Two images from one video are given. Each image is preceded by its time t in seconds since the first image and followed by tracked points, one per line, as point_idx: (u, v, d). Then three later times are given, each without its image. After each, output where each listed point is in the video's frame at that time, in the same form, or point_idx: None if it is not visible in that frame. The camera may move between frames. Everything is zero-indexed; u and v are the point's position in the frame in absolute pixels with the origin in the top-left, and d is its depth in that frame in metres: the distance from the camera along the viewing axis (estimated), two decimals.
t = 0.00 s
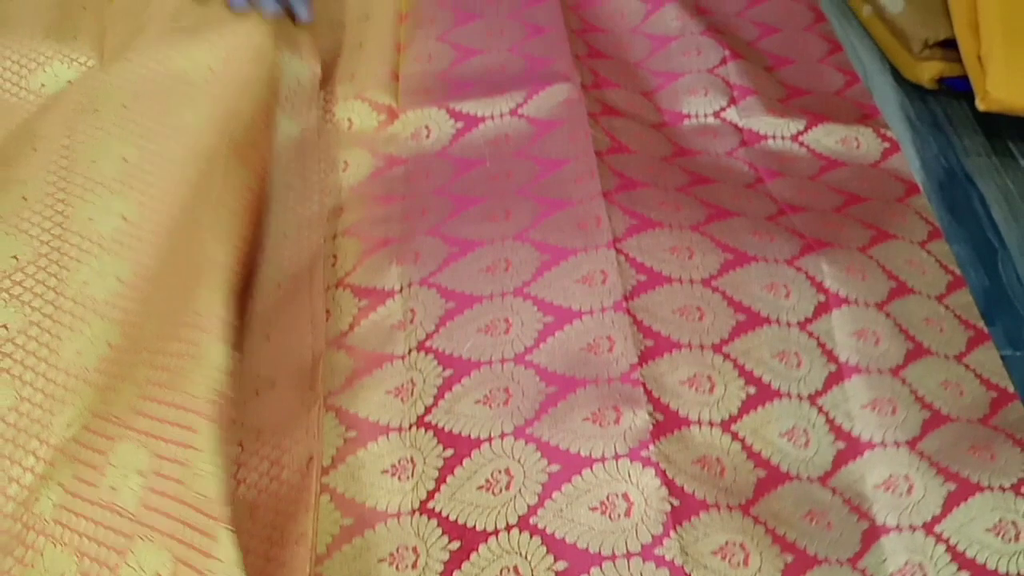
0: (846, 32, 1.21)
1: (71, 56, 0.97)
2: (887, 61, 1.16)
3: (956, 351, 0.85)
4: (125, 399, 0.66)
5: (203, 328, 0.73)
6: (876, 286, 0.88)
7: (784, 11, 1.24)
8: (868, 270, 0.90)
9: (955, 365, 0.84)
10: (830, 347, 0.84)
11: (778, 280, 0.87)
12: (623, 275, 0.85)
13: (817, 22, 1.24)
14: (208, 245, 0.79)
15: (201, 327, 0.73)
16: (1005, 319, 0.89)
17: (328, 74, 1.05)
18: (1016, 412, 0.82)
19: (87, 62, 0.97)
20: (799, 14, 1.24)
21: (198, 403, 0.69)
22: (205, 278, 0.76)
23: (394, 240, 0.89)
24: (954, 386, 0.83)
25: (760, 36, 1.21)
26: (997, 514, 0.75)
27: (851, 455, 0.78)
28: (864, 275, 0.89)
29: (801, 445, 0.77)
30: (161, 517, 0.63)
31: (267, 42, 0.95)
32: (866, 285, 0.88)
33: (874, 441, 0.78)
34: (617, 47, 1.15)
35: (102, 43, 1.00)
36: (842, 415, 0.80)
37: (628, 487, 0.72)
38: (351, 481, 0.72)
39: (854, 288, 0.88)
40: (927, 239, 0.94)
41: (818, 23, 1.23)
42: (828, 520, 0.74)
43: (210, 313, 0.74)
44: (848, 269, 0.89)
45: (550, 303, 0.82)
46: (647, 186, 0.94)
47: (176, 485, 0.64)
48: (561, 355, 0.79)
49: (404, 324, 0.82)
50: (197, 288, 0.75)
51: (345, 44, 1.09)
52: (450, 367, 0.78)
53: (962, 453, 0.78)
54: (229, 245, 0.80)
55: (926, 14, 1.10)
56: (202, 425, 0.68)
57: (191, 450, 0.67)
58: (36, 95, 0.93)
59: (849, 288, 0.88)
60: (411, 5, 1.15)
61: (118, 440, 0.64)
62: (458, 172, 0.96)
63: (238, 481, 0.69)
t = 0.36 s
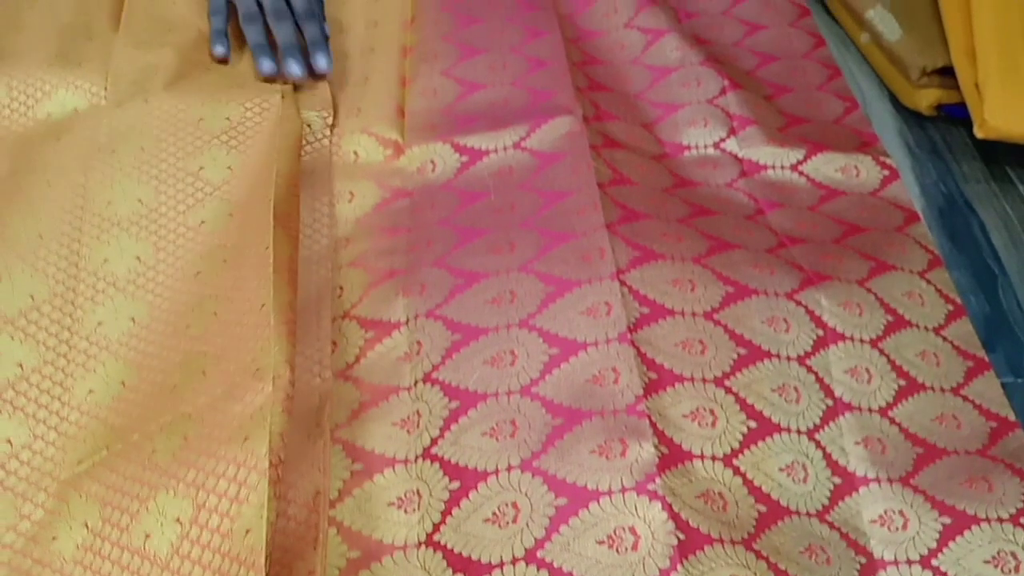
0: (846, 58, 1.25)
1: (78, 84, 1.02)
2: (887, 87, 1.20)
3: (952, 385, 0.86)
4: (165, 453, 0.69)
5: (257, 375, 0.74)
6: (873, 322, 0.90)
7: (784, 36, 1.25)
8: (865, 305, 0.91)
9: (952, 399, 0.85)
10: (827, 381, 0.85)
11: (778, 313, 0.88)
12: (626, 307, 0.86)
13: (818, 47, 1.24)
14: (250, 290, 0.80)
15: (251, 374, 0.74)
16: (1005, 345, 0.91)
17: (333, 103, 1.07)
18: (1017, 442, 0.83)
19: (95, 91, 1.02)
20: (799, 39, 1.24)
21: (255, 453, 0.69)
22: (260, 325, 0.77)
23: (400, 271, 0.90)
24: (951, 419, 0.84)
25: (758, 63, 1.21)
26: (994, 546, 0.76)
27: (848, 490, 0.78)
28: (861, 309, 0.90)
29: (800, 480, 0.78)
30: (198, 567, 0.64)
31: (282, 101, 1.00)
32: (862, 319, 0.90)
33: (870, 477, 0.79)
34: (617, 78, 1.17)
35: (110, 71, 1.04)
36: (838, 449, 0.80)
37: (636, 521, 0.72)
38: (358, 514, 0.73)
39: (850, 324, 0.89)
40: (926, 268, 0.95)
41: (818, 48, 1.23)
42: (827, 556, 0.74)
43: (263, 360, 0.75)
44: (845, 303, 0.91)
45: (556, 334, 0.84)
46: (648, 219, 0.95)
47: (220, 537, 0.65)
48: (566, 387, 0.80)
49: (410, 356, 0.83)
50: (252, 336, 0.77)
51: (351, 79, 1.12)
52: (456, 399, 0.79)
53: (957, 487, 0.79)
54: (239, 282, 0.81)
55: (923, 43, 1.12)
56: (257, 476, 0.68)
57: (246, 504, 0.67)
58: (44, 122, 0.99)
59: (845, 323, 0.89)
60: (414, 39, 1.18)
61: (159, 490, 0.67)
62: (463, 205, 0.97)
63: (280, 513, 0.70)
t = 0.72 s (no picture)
0: (848, 73, 1.28)
1: (87, 101, 1.03)
2: (889, 102, 1.23)
3: (955, 400, 0.87)
4: (175, 462, 0.70)
5: (269, 386, 0.75)
6: (875, 338, 0.90)
7: (788, 48, 1.25)
8: (868, 321, 0.91)
9: (955, 414, 0.86)
10: (831, 398, 0.85)
11: (782, 330, 0.89)
12: (632, 324, 0.86)
13: (820, 58, 1.24)
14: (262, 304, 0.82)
15: (262, 386, 0.75)
16: (1009, 359, 0.91)
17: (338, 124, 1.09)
18: (1021, 456, 0.83)
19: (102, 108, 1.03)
20: (802, 52, 1.24)
21: (269, 469, 0.70)
22: (269, 336, 0.79)
23: (406, 287, 0.91)
24: (954, 434, 0.84)
25: (761, 79, 1.21)
26: (999, 560, 0.76)
27: (851, 506, 0.79)
28: (864, 326, 0.91)
29: (804, 496, 0.78)
30: None
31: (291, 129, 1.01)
32: (864, 336, 0.90)
33: (873, 492, 0.79)
34: (618, 100, 1.18)
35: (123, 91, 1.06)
36: (841, 465, 0.81)
37: (643, 537, 0.72)
38: (366, 530, 0.73)
39: (853, 340, 0.90)
40: (929, 283, 0.96)
41: (820, 60, 1.23)
42: (833, 571, 0.74)
43: (273, 371, 0.76)
44: (848, 320, 0.91)
45: (562, 350, 0.84)
46: (650, 242, 0.96)
47: (236, 546, 0.66)
48: (573, 404, 0.80)
49: (417, 372, 0.84)
50: (262, 348, 0.78)
51: (355, 97, 1.14)
52: (464, 416, 0.80)
53: (960, 502, 0.79)
54: (249, 298, 0.82)
55: (925, 59, 1.15)
56: (273, 486, 0.69)
57: (263, 513, 0.68)
58: (52, 140, 0.99)
59: (848, 340, 0.90)
60: (419, 55, 1.20)
61: (173, 501, 0.68)
62: (469, 221, 0.98)
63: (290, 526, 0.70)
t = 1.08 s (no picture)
0: (850, 88, 1.29)
1: (91, 117, 1.08)
2: (891, 115, 1.23)
3: (955, 415, 0.87)
4: (181, 483, 0.70)
5: (272, 408, 0.75)
6: (875, 354, 0.91)
7: (789, 61, 1.26)
8: (868, 337, 0.92)
9: (956, 428, 0.86)
10: (831, 415, 0.86)
11: (783, 346, 0.89)
12: (635, 338, 0.87)
13: (822, 70, 1.25)
14: (266, 318, 0.81)
15: (265, 407, 0.75)
16: (1010, 373, 0.92)
17: (344, 134, 1.10)
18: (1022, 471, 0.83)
19: (107, 123, 1.07)
20: (804, 64, 1.25)
21: (271, 485, 0.70)
22: (272, 356, 0.78)
23: (410, 301, 0.92)
24: (954, 449, 0.84)
25: (762, 92, 1.22)
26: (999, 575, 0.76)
27: (851, 522, 0.79)
28: (864, 342, 0.91)
29: (804, 512, 0.79)
30: None
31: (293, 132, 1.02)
32: (865, 352, 0.91)
33: (873, 508, 0.80)
34: (620, 116, 1.19)
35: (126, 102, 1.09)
36: (841, 482, 0.81)
37: (647, 552, 0.72)
38: (370, 543, 0.73)
39: (853, 356, 0.90)
40: (930, 298, 0.97)
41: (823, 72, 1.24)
42: None
43: (276, 392, 0.76)
44: (849, 336, 0.91)
45: (566, 364, 0.85)
46: (652, 257, 0.96)
47: (237, 569, 0.65)
48: (577, 418, 0.81)
49: (420, 386, 0.84)
50: (266, 368, 0.78)
51: (361, 110, 1.15)
52: (468, 429, 0.80)
53: (961, 518, 0.79)
54: (253, 311, 0.82)
55: (926, 73, 1.16)
56: (273, 508, 0.68)
57: (263, 536, 0.67)
58: (60, 154, 1.05)
59: (849, 356, 0.90)
60: (423, 70, 1.20)
61: (175, 522, 0.68)
62: (472, 236, 0.99)
63: (291, 545, 0.70)
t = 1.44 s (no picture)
0: (852, 104, 1.30)
1: (99, 135, 1.08)
2: (891, 134, 1.24)
3: (956, 433, 0.88)
4: (190, 502, 0.71)
5: (280, 430, 0.75)
6: (875, 373, 0.91)
7: (790, 72, 1.27)
8: (868, 356, 0.93)
9: (957, 447, 0.87)
10: (833, 433, 0.86)
11: (784, 365, 0.90)
12: (638, 357, 0.87)
13: (824, 79, 1.25)
14: (274, 340, 0.82)
15: (274, 428, 0.75)
16: (1010, 392, 0.93)
17: (349, 152, 1.11)
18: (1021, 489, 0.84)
19: (114, 142, 1.08)
20: (806, 74, 1.26)
21: (281, 507, 0.70)
22: (280, 377, 0.79)
23: (414, 319, 0.93)
24: (955, 468, 0.85)
25: (763, 109, 1.23)
26: None
27: (854, 540, 0.79)
28: (864, 361, 0.92)
29: (808, 530, 0.79)
30: None
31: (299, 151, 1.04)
32: (865, 371, 0.91)
33: (876, 526, 0.80)
34: (622, 133, 1.20)
35: (132, 121, 1.10)
36: (844, 500, 0.82)
37: (651, 572, 0.73)
38: (376, 562, 0.74)
39: (854, 375, 0.91)
40: (930, 316, 0.97)
41: (824, 79, 1.25)
42: None
43: (285, 413, 0.76)
44: (849, 355, 0.92)
45: (569, 383, 0.85)
46: (654, 275, 0.97)
47: None
48: (580, 437, 0.81)
49: (424, 404, 0.85)
50: (273, 390, 0.78)
51: (365, 128, 1.17)
52: (472, 448, 0.81)
53: (963, 536, 0.80)
54: (260, 331, 0.83)
55: (926, 94, 1.18)
56: (283, 530, 0.69)
57: (274, 557, 0.68)
58: (67, 172, 1.05)
59: (849, 375, 0.91)
60: (427, 87, 1.21)
61: (185, 543, 0.68)
62: (476, 253, 1.00)
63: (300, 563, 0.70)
